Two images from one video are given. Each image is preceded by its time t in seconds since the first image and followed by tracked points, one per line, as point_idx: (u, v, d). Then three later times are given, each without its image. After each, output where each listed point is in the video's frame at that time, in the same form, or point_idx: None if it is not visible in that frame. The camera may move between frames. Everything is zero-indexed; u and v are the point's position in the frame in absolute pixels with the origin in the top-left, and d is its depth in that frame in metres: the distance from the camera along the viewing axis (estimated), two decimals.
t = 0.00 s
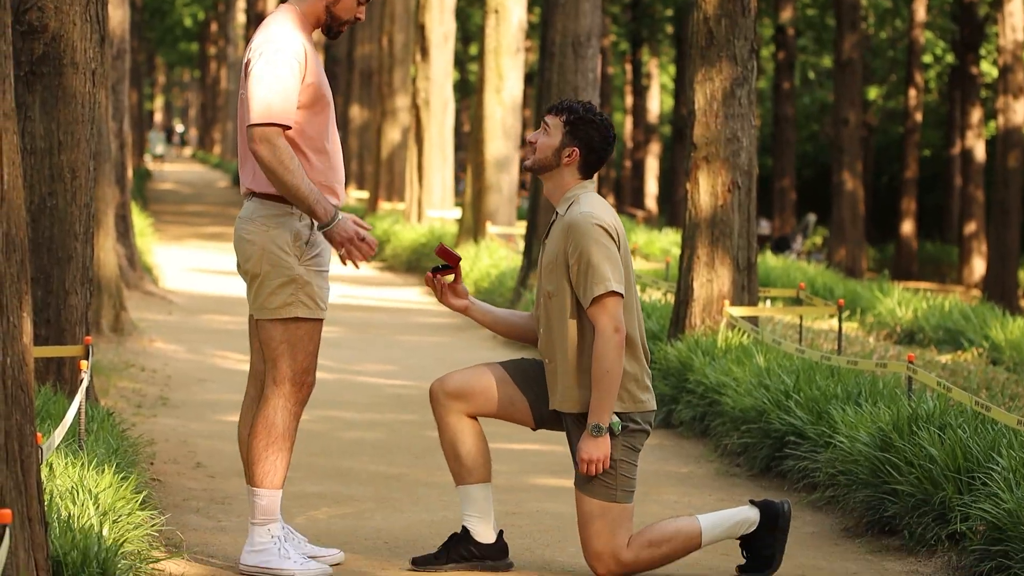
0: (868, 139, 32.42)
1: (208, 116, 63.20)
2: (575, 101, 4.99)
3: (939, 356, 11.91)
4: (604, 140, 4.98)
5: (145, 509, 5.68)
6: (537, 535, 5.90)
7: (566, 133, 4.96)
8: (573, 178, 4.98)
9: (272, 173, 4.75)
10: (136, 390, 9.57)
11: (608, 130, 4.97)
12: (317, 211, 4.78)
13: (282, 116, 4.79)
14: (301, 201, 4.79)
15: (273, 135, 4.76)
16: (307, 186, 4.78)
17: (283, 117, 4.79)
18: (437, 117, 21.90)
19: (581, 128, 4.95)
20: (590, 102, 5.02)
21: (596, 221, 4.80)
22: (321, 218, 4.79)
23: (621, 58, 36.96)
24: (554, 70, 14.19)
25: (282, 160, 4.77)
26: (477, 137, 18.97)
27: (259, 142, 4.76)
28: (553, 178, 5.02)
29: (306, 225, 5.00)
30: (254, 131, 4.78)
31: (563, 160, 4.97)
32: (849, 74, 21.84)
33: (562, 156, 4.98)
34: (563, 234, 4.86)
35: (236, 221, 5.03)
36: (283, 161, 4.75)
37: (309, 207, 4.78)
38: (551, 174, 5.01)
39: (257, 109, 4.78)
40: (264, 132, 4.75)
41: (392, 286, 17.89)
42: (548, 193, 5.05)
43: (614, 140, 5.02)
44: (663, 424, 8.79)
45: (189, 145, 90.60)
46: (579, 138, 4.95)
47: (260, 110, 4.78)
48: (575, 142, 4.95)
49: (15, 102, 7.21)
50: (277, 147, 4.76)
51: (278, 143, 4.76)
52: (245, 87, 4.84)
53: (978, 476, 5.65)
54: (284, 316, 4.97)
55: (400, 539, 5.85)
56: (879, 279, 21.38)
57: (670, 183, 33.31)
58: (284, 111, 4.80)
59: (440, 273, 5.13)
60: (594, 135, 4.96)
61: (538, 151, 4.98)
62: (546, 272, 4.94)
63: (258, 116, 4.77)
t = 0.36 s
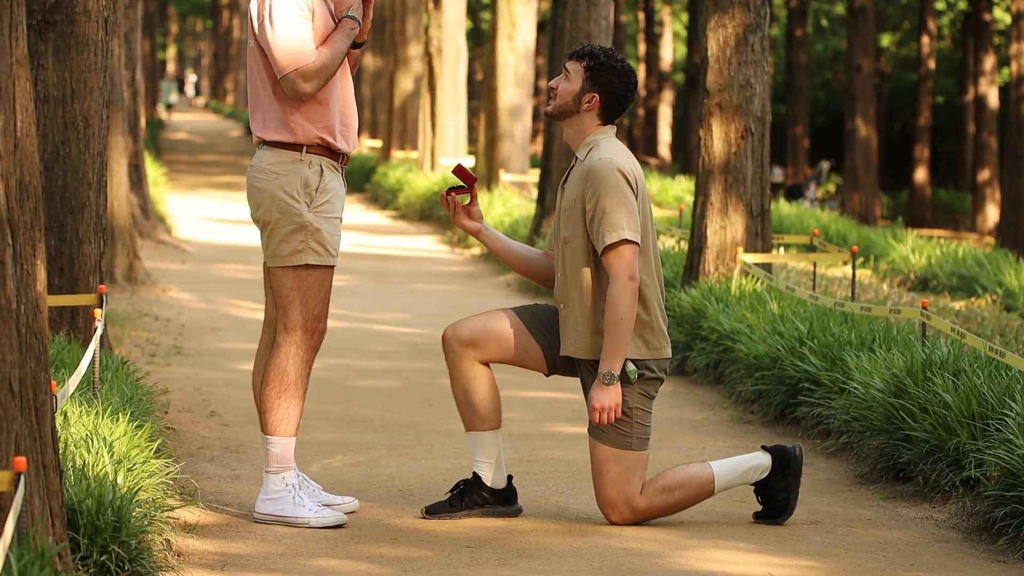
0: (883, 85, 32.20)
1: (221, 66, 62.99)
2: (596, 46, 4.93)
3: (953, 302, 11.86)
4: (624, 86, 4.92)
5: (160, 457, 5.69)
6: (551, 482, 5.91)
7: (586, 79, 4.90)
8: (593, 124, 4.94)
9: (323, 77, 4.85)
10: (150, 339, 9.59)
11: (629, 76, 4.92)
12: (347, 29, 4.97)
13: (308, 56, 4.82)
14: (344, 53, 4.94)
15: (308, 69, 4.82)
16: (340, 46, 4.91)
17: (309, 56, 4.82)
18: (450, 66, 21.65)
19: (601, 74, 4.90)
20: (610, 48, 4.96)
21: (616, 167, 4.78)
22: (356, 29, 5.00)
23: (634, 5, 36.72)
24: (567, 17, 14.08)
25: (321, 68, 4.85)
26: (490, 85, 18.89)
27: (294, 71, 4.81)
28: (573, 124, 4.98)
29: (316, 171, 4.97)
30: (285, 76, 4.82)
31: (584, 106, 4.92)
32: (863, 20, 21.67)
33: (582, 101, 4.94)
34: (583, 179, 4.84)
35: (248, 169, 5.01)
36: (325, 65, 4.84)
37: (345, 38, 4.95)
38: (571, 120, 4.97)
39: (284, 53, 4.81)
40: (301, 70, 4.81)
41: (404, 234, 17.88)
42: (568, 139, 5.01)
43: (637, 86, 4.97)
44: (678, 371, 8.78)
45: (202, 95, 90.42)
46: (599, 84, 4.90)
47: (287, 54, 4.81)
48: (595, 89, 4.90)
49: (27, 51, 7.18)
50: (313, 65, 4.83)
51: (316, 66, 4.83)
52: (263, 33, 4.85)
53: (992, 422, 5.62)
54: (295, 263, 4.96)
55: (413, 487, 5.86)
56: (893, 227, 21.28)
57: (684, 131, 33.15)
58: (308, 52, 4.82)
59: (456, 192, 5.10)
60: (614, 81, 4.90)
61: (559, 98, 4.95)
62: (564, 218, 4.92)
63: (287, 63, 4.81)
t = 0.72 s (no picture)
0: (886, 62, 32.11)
1: (224, 45, 62.91)
2: (599, 23, 4.91)
3: (956, 279, 11.83)
4: (626, 62, 4.90)
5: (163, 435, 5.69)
6: (553, 460, 5.91)
7: (588, 55, 4.88)
8: (596, 101, 4.91)
9: (320, 54, 4.84)
10: (153, 317, 9.59)
11: (632, 52, 4.89)
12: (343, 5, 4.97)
13: (304, 33, 4.80)
14: (342, 29, 4.94)
15: (306, 45, 4.81)
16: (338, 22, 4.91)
17: (307, 33, 4.81)
18: (453, 42, 21.60)
19: (604, 50, 4.87)
20: (612, 24, 4.94)
21: (618, 144, 4.76)
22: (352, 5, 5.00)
23: None
24: None
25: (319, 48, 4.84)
26: (493, 62, 18.85)
27: (291, 45, 4.79)
28: (576, 102, 4.96)
29: (317, 148, 4.96)
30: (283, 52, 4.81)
31: (586, 83, 4.90)
32: None
33: (585, 78, 4.92)
34: (586, 157, 4.82)
35: (251, 144, 5.01)
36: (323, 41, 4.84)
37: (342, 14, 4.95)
38: (574, 97, 4.95)
39: (282, 28, 4.79)
40: (299, 48, 4.80)
41: (407, 212, 17.86)
42: (570, 115, 5.00)
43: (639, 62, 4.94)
44: (680, 348, 8.78)
45: (205, 73, 90.32)
46: (602, 60, 4.87)
47: (285, 29, 4.79)
48: (598, 65, 4.88)
49: (30, 27, 7.17)
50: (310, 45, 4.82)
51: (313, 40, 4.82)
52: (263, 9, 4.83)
53: (995, 399, 5.62)
54: (293, 240, 4.95)
55: (416, 464, 5.86)
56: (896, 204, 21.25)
57: (687, 108, 33.07)
58: (306, 27, 4.81)
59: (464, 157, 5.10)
60: (616, 57, 4.88)
61: (562, 74, 4.92)
62: (565, 195, 4.91)
63: (285, 39, 4.79)
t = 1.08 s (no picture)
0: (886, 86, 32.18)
1: (224, 69, 63.09)
2: (593, 49, 4.91)
3: (957, 304, 11.83)
4: (621, 88, 4.90)
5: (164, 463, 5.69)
6: (554, 487, 5.91)
7: (583, 81, 4.88)
8: (589, 127, 4.91)
9: (322, 81, 4.85)
10: (154, 344, 9.60)
11: (625, 77, 4.89)
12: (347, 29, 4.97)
13: (304, 60, 4.82)
14: (345, 54, 4.94)
15: (307, 73, 4.82)
16: (341, 47, 4.92)
17: (309, 60, 4.82)
18: (454, 67, 21.72)
19: (598, 76, 4.87)
20: (608, 50, 4.94)
21: (606, 167, 4.73)
22: (355, 30, 4.99)
23: (638, 7, 36.71)
24: (570, 18, 14.07)
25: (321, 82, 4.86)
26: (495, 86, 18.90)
27: (291, 71, 4.81)
28: (569, 127, 4.96)
29: (322, 176, 4.98)
30: (284, 80, 4.84)
31: (580, 109, 4.90)
32: (867, 21, 21.68)
33: (578, 104, 4.92)
34: (581, 184, 4.81)
35: (256, 173, 5.03)
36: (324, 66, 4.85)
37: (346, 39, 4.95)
38: (565, 123, 4.95)
39: (282, 55, 4.81)
40: (299, 76, 4.82)
41: (409, 238, 17.89)
42: (565, 140, 4.99)
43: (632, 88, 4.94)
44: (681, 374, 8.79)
45: (206, 97, 90.51)
46: (595, 87, 4.88)
47: (284, 56, 4.82)
48: (592, 91, 4.88)
49: (31, 54, 7.19)
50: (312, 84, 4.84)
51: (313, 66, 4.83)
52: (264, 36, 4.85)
53: (996, 426, 5.62)
54: (297, 268, 4.96)
55: (416, 492, 5.86)
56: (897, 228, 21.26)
57: (687, 132, 33.16)
58: (306, 55, 4.82)
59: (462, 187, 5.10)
60: (610, 83, 4.88)
61: (555, 100, 4.93)
62: (564, 222, 4.90)
63: (285, 66, 4.82)
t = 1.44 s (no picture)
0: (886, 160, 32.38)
1: (226, 143, 63.56)
2: (593, 127, 4.96)
3: (958, 378, 11.84)
4: (619, 167, 4.95)
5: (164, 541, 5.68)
6: (554, 564, 5.89)
7: (582, 159, 4.92)
8: (587, 204, 4.94)
9: (308, 171, 4.87)
10: (155, 420, 9.60)
11: (624, 156, 4.94)
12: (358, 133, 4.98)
13: (294, 142, 4.86)
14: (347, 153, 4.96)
15: (292, 157, 4.86)
16: (342, 142, 4.94)
17: (298, 143, 4.87)
18: (455, 142, 21.94)
19: (598, 154, 4.92)
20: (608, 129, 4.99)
21: (607, 246, 4.73)
22: (367, 135, 5.00)
23: (639, 82, 37.04)
24: (571, 94, 14.19)
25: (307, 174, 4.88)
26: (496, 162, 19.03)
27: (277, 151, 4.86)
28: (568, 205, 4.99)
29: (324, 254, 5.02)
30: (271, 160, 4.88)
31: (579, 187, 4.94)
32: (866, 96, 21.89)
33: (577, 182, 4.95)
34: (579, 263, 4.79)
35: (258, 251, 5.08)
36: (314, 154, 4.87)
37: (353, 139, 4.97)
38: (564, 200, 4.98)
39: (272, 137, 4.86)
40: (288, 157, 4.86)
41: (410, 313, 17.93)
42: (563, 218, 5.02)
43: (630, 166, 4.99)
44: (682, 450, 8.79)
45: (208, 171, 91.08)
46: (596, 164, 4.91)
47: (274, 138, 4.86)
48: (592, 169, 4.92)
49: (31, 132, 7.25)
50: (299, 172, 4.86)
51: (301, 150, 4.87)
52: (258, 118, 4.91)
53: (997, 501, 5.62)
54: (299, 346, 4.99)
55: (417, 570, 5.84)
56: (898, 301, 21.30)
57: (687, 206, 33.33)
58: (298, 135, 4.88)
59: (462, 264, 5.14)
60: (610, 162, 4.93)
61: (555, 178, 4.95)
62: (565, 300, 4.89)
63: (274, 146, 4.86)
